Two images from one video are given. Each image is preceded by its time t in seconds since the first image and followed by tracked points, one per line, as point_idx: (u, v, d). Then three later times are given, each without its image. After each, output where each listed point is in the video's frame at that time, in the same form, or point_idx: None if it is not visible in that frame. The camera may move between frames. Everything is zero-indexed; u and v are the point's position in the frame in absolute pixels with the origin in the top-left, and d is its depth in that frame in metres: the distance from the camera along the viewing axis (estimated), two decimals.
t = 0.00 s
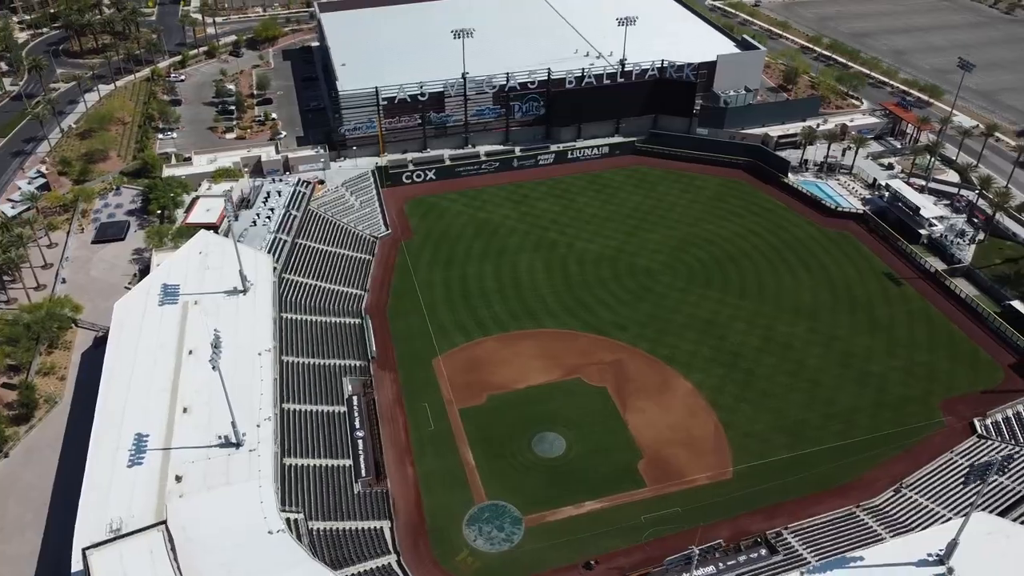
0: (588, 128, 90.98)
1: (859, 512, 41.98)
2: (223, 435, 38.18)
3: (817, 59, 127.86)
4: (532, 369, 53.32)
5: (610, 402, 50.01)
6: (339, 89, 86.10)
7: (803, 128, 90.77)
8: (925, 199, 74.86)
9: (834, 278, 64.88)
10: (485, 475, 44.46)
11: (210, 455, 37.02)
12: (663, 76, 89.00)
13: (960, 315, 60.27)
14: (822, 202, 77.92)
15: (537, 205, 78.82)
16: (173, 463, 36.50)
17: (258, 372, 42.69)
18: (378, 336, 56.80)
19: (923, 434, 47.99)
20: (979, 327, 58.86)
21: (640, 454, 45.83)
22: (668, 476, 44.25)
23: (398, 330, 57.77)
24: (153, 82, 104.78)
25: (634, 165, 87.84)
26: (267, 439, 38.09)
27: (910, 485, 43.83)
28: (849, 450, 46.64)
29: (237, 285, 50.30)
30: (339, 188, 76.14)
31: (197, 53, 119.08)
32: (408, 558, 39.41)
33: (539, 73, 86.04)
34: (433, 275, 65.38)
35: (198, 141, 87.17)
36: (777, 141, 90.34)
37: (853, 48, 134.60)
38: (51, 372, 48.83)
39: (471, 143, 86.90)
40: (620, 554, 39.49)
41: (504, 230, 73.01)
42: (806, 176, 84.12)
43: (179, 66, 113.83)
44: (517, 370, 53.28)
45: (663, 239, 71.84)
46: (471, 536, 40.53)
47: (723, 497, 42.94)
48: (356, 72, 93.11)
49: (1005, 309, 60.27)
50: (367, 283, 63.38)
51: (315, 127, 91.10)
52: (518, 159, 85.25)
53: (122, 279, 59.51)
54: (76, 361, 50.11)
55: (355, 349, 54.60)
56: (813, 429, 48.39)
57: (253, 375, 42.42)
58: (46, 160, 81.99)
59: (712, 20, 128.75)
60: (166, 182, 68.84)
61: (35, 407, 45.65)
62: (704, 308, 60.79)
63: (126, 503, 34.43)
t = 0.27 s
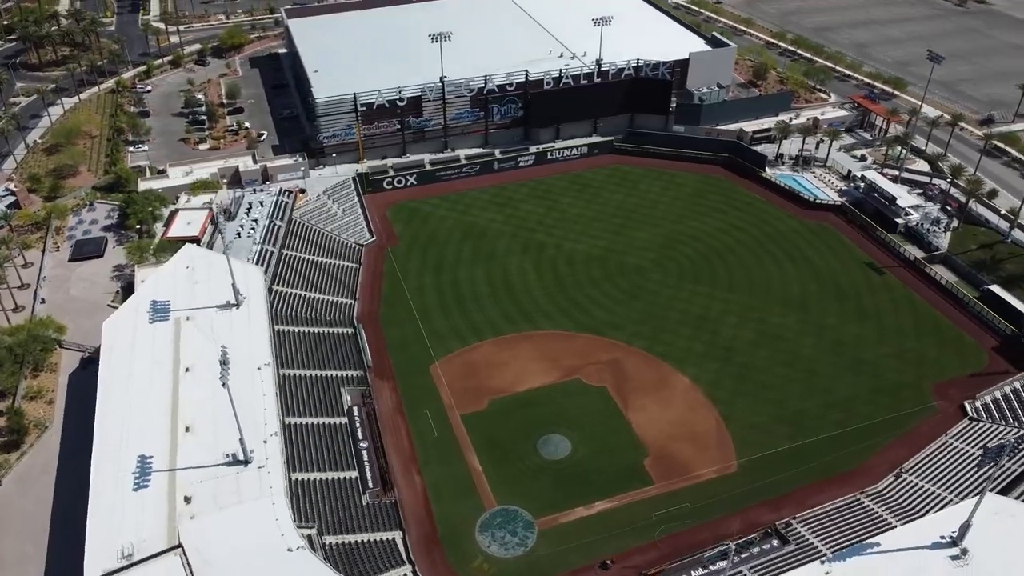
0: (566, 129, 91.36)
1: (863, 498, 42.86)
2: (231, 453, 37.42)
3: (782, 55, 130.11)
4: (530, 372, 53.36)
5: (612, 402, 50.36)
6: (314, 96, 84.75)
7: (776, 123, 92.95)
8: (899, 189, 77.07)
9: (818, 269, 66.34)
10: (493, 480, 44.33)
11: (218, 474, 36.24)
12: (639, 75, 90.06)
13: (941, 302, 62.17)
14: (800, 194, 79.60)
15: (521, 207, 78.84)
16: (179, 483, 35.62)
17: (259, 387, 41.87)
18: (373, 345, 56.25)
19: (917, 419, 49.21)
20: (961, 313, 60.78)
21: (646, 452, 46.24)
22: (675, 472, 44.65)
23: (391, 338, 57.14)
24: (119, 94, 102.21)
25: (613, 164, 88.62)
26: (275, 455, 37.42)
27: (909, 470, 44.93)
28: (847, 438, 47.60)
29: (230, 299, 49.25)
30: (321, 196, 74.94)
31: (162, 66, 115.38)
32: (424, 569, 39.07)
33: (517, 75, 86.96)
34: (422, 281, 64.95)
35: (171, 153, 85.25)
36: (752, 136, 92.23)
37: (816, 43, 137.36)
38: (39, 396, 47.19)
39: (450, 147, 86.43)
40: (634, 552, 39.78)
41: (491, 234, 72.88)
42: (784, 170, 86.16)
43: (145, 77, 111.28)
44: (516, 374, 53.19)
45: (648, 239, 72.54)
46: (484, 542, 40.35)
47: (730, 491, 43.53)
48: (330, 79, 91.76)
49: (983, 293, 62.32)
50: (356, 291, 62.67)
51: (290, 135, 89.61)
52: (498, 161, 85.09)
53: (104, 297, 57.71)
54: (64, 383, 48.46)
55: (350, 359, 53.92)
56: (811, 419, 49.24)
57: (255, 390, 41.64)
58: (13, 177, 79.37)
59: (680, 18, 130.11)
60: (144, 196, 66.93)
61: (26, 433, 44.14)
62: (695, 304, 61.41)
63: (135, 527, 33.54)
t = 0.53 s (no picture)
0: (544, 131, 91.67)
1: (865, 486, 43.87)
2: (240, 472, 36.79)
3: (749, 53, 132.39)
4: (529, 376, 53.42)
5: (612, 403, 50.71)
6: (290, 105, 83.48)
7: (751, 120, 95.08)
8: (873, 181, 79.33)
9: (802, 264, 68.14)
10: (501, 485, 44.24)
11: (228, 494, 35.56)
12: (615, 75, 91.38)
13: (922, 290, 64.16)
14: (779, 189, 81.77)
15: (504, 210, 78.92)
16: (189, 506, 34.86)
17: (262, 402, 41.13)
18: (367, 355, 55.65)
19: (909, 406, 50.54)
20: (942, 300, 62.76)
21: (650, 450, 46.66)
22: (681, 469, 45.20)
23: (385, 347, 56.59)
24: (85, 108, 99.63)
25: (592, 164, 89.21)
26: (286, 472, 36.87)
27: (906, 456, 46.14)
28: (845, 427, 48.61)
29: (223, 314, 48.26)
30: (302, 207, 73.80)
31: (126, 75, 113.07)
32: None
33: (494, 78, 86.59)
34: (411, 289, 64.45)
35: (144, 167, 83.34)
36: (727, 133, 94.09)
37: (780, 39, 139.94)
38: (28, 422, 45.68)
39: (429, 153, 85.82)
40: (647, 551, 40.12)
41: (477, 238, 72.78)
42: (761, 166, 88.17)
43: (110, 88, 108.74)
44: (515, 378, 53.20)
45: (633, 240, 73.27)
46: (497, 549, 40.31)
47: (736, 485, 44.15)
48: (304, 87, 90.45)
49: (962, 279, 64.43)
50: (346, 301, 61.84)
51: (265, 145, 87.96)
52: (479, 165, 84.82)
53: (87, 317, 56.03)
54: (52, 408, 46.97)
55: (346, 370, 53.27)
56: (808, 410, 50.21)
57: (258, 406, 40.91)
58: None
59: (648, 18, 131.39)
60: (121, 212, 64.99)
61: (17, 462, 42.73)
62: (685, 302, 62.45)
63: (147, 553, 32.77)
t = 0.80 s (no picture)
0: (523, 133, 92.03)
1: (867, 474, 44.80)
2: (253, 490, 36.16)
3: (716, 51, 134.30)
4: (529, 378, 53.42)
5: (614, 402, 51.00)
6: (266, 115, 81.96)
7: (726, 117, 96.98)
8: (849, 174, 81.48)
9: (786, 260, 69.66)
10: (510, 490, 44.13)
11: (240, 514, 34.94)
12: (592, 76, 91.57)
13: (905, 280, 66.17)
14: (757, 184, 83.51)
15: (489, 214, 78.82)
16: (201, 527, 34.20)
17: (268, 418, 40.35)
18: (364, 366, 55.03)
19: (901, 393, 51.79)
20: (924, 288, 64.78)
21: (655, 448, 47.01)
22: (688, 466, 45.67)
23: (381, 357, 55.99)
24: (50, 122, 96.78)
25: (573, 165, 89.99)
26: (299, 488, 36.30)
27: (903, 442, 47.27)
28: (842, 417, 49.58)
29: (219, 329, 47.18)
30: (285, 217, 72.52)
31: (90, 87, 110.14)
32: None
33: (472, 82, 86.17)
34: (402, 297, 63.90)
35: (117, 181, 81.26)
36: (704, 131, 95.87)
37: (745, 38, 142.25)
38: (19, 451, 44.12)
39: (410, 158, 85.50)
40: (661, 549, 40.49)
41: (463, 244, 72.64)
42: (739, 163, 89.94)
43: (74, 102, 105.85)
44: (514, 382, 53.16)
45: (619, 241, 73.83)
46: (512, 555, 40.34)
47: (741, 479, 44.80)
48: (278, 95, 88.86)
49: (941, 267, 66.59)
50: (337, 310, 61.06)
51: (240, 156, 86.03)
52: (460, 169, 84.49)
53: (71, 338, 54.08)
54: (43, 435, 45.43)
55: (343, 382, 52.59)
56: (805, 402, 51.09)
57: (264, 422, 40.12)
58: None
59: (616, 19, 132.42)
60: (100, 228, 63.03)
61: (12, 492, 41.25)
62: (675, 300, 63.18)
63: None
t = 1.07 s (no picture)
0: (503, 134, 92.03)
1: (868, 460, 45.97)
2: (266, 505, 35.63)
3: (686, 47, 135.78)
4: (529, 380, 53.55)
5: (615, 400, 51.43)
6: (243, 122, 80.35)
7: (702, 113, 98.56)
8: (825, 165, 83.92)
9: (771, 251, 71.25)
10: (520, 493, 44.26)
11: (254, 530, 34.38)
12: (569, 74, 91.74)
13: (886, 268, 68.09)
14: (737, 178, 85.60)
15: (474, 215, 78.60)
16: (215, 546, 33.62)
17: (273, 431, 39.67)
18: (361, 373, 54.44)
19: (893, 379, 53.09)
20: (906, 275, 66.74)
21: (659, 443, 47.52)
22: (693, 460, 46.24)
23: (377, 364, 55.47)
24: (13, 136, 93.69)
25: (553, 164, 90.59)
26: (313, 501, 35.84)
27: (899, 427, 48.68)
28: (839, 405, 50.61)
29: (214, 343, 46.16)
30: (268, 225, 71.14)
31: (53, 98, 106.85)
32: None
33: (451, 84, 85.84)
34: (394, 302, 63.37)
35: (91, 195, 79.08)
36: (680, 127, 97.38)
37: (712, 34, 144.19)
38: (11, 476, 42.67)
39: (391, 162, 84.49)
40: (674, 544, 40.92)
41: (450, 246, 72.20)
42: (716, 157, 91.92)
43: (37, 113, 102.61)
44: (514, 384, 53.16)
45: (606, 239, 74.29)
46: (527, 557, 40.40)
47: (746, 470, 45.54)
48: (253, 101, 87.17)
49: (921, 254, 68.76)
50: (328, 318, 60.26)
51: (217, 165, 84.19)
52: (441, 172, 84.08)
53: (56, 356, 52.18)
54: (36, 458, 43.98)
55: (341, 390, 51.94)
56: (802, 391, 51.98)
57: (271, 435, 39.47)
58: None
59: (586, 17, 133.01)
60: (78, 244, 61.01)
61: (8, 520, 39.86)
62: (667, 296, 63.79)
63: None
